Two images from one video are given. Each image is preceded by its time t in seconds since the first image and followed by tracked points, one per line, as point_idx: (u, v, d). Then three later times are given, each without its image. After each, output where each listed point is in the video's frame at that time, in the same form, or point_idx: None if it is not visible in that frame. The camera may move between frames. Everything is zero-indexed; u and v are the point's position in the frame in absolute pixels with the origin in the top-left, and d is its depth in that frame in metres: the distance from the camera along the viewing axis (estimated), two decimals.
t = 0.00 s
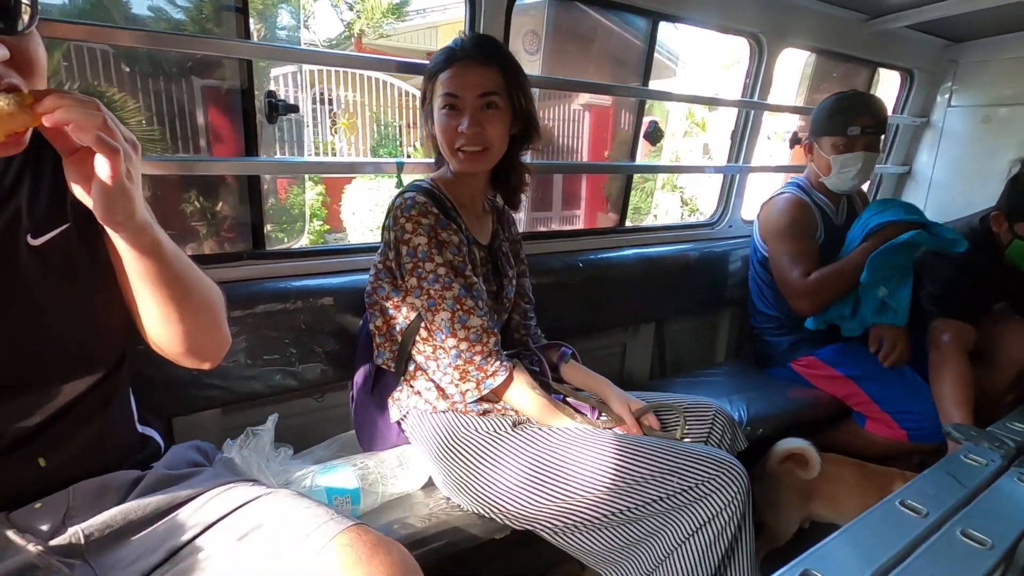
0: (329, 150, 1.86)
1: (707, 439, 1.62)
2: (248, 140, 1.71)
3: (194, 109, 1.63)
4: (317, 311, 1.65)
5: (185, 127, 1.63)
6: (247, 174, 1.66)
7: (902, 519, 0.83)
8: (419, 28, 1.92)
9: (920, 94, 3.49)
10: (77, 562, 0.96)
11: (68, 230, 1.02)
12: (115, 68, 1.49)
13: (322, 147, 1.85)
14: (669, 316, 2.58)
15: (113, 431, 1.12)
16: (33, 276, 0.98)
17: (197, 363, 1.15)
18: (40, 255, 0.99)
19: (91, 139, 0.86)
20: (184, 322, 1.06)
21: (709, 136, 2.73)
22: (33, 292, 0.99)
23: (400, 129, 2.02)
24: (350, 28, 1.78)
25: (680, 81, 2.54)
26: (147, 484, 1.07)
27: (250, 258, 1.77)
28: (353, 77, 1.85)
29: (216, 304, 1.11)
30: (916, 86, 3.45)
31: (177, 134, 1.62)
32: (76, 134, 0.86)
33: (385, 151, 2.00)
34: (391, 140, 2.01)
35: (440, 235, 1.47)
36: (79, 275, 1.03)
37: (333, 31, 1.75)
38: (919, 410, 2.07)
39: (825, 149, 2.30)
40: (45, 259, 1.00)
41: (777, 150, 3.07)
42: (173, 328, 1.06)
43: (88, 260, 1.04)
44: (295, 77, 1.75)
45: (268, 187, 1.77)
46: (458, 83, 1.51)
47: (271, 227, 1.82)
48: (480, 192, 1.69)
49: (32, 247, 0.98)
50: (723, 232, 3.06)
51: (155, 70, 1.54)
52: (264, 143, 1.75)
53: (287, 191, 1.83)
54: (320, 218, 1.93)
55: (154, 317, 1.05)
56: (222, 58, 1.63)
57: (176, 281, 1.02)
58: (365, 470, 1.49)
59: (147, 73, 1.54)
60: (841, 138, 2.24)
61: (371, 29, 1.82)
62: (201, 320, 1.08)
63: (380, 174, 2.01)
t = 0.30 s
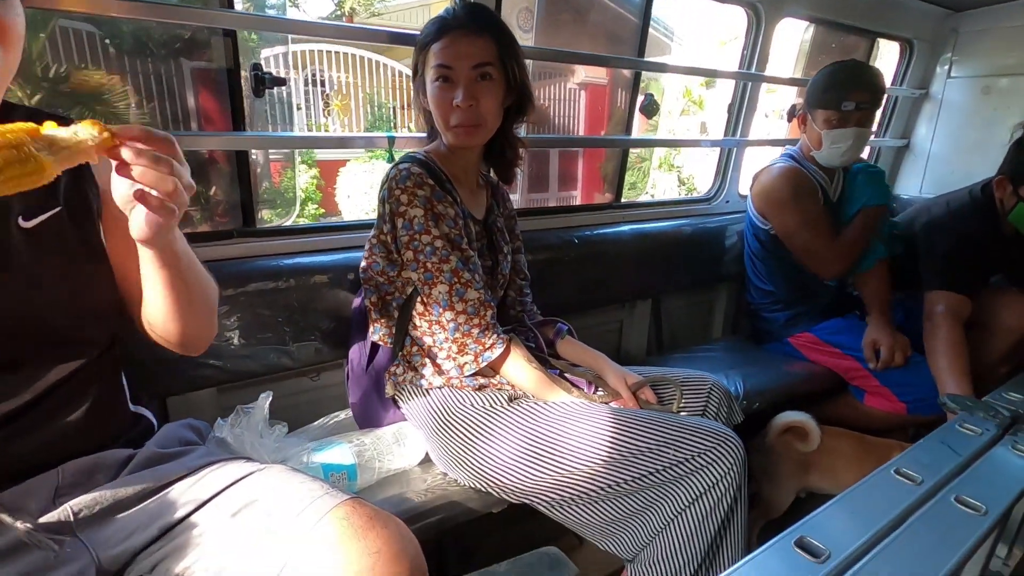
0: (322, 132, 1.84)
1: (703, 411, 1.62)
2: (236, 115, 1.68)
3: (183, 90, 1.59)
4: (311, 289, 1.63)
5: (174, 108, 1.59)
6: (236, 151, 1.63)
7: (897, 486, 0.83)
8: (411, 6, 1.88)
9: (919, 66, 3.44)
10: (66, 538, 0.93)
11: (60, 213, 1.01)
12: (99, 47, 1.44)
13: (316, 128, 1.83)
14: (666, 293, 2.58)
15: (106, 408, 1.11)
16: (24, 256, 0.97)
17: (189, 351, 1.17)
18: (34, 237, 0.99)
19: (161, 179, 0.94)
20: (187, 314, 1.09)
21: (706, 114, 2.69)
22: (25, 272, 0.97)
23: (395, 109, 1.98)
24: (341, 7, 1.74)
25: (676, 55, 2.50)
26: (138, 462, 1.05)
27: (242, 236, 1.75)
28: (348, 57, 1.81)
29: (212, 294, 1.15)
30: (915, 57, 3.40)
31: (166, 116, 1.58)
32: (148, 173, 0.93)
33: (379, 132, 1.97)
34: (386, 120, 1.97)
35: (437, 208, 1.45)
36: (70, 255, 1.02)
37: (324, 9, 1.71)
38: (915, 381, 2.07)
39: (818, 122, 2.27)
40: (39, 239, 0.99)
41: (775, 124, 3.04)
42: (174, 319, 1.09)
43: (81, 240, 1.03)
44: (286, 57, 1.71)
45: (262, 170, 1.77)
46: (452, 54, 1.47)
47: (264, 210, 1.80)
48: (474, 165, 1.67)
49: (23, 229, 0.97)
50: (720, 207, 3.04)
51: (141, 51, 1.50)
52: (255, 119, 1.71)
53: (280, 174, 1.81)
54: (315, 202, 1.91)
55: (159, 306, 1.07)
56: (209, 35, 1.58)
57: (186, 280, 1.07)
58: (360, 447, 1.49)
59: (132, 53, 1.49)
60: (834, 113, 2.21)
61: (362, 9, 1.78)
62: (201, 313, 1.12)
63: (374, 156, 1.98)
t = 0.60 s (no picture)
0: (316, 118, 1.82)
1: (699, 395, 1.63)
2: (228, 104, 1.66)
3: (175, 78, 1.57)
4: (308, 279, 1.64)
5: (167, 97, 1.58)
6: (230, 139, 1.62)
7: (891, 467, 0.84)
8: None
9: (918, 45, 3.42)
10: (65, 534, 0.93)
11: (67, 215, 1.04)
12: (88, 35, 1.42)
13: (310, 115, 1.82)
14: (664, 277, 2.58)
15: (105, 402, 1.11)
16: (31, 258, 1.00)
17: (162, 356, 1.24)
18: (42, 238, 1.01)
19: (237, 280, 1.02)
20: (183, 342, 1.17)
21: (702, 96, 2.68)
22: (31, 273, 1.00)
23: (389, 95, 1.96)
24: None
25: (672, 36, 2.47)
26: (136, 455, 1.06)
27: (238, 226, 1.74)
28: (340, 42, 1.79)
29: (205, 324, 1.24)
30: (914, 36, 3.37)
31: (158, 105, 1.57)
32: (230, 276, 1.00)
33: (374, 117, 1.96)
34: (380, 105, 1.96)
35: (434, 195, 1.45)
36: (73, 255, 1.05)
37: None
38: (914, 362, 2.09)
39: (817, 106, 2.25)
40: (43, 240, 1.01)
41: (772, 105, 3.02)
42: (170, 342, 1.16)
43: (86, 241, 1.06)
44: (278, 43, 1.69)
45: (256, 159, 1.76)
46: (448, 39, 1.46)
47: (260, 198, 1.80)
48: (470, 152, 1.66)
49: (29, 230, 1.00)
50: (717, 190, 3.03)
51: (130, 38, 1.48)
52: (248, 107, 1.70)
53: (275, 161, 1.80)
54: (311, 188, 1.90)
55: (164, 327, 1.13)
56: (199, 21, 1.56)
57: (197, 323, 1.15)
58: (359, 436, 1.51)
59: (122, 41, 1.47)
60: (834, 95, 2.19)
61: None
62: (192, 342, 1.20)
63: (369, 142, 1.97)
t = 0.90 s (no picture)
0: (311, 106, 1.81)
1: (698, 378, 1.64)
2: (223, 93, 1.66)
3: (168, 67, 1.56)
4: (307, 267, 1.64)
5: (161, 86, 1.57)
6: (226, 128, 1.61)
7: (887, 446, 0.85)
8: None
9: (916, 26, 3.40)
10: (73, 522, 0.94)
11: (74, 209, 1.04)
12: (79, 23, 1.41)
13: (305, 102, 1.81)
14: (662, 263, 2.58)
15: (108, 391, 1.12)
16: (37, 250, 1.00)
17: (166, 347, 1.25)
18: (49, 231, 1.01)
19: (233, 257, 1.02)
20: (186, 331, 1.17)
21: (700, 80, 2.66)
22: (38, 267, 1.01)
23: (385, 81, 1.96)
24: None
25: (670, 20, 2.46)
26: (142, 442, 1.07)
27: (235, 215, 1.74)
28: (335, 28, 1.78)
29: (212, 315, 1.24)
30: (913, 18, 3.36)
31: (152, 94, 1.56)
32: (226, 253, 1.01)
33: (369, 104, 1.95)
34: (376, 92, 1.95)
35: (433, 180, 1.45)
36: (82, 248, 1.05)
37: None
38: (906, 339, 2.10)
39: (816, 87, 2.24)
40: (47, 233, 1.01)
41: (771, 88, 3.00)
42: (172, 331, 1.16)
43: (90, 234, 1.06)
44: (272, 30, 1.68)
45: (252, 148, 1.75)
46: (445, 23, 1.44)
47: (257, 186, 1.79)
48: (467, 137, 1.66)
49: (37, 223, 1.00)
50: (716, 175, 3.03)
51: (122, 25, 1.47)
52: (243, 95, 1.69)
53: (271, 150, 1.79)
54: (308, 176, 1.90)
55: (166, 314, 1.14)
56: (192, 9, 1.55)
57: (200, 311, 1.15)
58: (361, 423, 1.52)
59: (113, 29, 1.46)
60: (833, 76, 2.18)
61: None
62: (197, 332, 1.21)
63: (365, 129, 1.96)
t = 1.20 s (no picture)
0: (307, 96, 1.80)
1: (698, 365, 1.65)
2: (218, 83, 1.64)
3: (162, 58, 1.54)
4: (306, 258, 1.63)
5: (154, 77, 1.55)
6: (222, 119, 1.60)
7: (887, 430, 0.85)
8: None
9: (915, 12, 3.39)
10: (80, 511, 0.94)
11: (71, 194, 1.03)
12: (71, 13, 1.39)
13: (301, 92, 1.80)
14: (660, 251, 2.58)
15: (109, 384, 1.12)
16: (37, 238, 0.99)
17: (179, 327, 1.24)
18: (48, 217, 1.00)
19: (180, 140, 0.97)
20: (188, 295, 1.15)
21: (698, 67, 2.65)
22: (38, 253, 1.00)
23: (381, 71, 1.94)
24: None
25: (668, 7, 2.44)
26: (145, 433, 1.07)
27: (232, 207, 1.73)
28: (330, 18, 1.76)
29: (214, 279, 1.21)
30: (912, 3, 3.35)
31: (146, 85, 1.54)
32: (169, 135, 0.96)
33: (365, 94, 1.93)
34: (372, 82, 1.93)
35: (430, 170, 1.45)
36: (80, 236, 1.05)
37: None
38: (902, 324, 2.11)
39: (820, 72, 2.22)
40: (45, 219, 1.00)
41: (769, 75, 2.99)
42: (175, 298, 1.14)
43: (88, 221, 1.06)
44: (266, 19, 1.68)
45: (248, 139, 1.74)
46: (445, 9, 1.43)
47: (253, 177, 1.78)
48: (465, 125, 1.65)
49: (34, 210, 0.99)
50: (714, 162, 3.02)
51: (115, 15, 1.45)
52: (238, 85, 1.68)
53: (267, 141, 1.78)
54: (304, 168, 1.89)
55: (161, 279, 1.12)
56: None
57: (189, 265, 1.12)
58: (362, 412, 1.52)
59: (105, 19, 1.44)
60: (838, 61, 2.17)
61: None
62: (202, 296, 1.18)
63: (362, 119, 1.95)
